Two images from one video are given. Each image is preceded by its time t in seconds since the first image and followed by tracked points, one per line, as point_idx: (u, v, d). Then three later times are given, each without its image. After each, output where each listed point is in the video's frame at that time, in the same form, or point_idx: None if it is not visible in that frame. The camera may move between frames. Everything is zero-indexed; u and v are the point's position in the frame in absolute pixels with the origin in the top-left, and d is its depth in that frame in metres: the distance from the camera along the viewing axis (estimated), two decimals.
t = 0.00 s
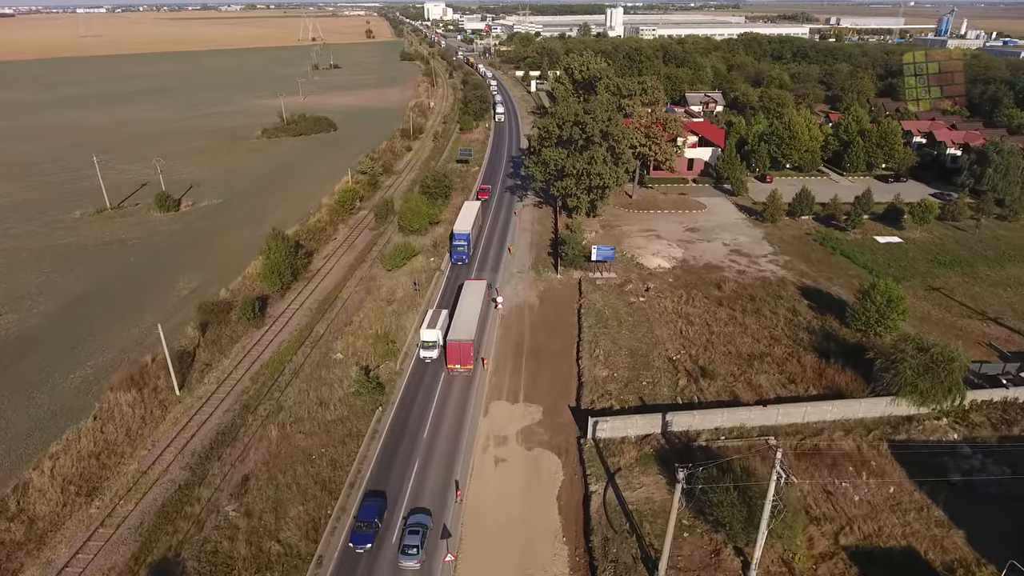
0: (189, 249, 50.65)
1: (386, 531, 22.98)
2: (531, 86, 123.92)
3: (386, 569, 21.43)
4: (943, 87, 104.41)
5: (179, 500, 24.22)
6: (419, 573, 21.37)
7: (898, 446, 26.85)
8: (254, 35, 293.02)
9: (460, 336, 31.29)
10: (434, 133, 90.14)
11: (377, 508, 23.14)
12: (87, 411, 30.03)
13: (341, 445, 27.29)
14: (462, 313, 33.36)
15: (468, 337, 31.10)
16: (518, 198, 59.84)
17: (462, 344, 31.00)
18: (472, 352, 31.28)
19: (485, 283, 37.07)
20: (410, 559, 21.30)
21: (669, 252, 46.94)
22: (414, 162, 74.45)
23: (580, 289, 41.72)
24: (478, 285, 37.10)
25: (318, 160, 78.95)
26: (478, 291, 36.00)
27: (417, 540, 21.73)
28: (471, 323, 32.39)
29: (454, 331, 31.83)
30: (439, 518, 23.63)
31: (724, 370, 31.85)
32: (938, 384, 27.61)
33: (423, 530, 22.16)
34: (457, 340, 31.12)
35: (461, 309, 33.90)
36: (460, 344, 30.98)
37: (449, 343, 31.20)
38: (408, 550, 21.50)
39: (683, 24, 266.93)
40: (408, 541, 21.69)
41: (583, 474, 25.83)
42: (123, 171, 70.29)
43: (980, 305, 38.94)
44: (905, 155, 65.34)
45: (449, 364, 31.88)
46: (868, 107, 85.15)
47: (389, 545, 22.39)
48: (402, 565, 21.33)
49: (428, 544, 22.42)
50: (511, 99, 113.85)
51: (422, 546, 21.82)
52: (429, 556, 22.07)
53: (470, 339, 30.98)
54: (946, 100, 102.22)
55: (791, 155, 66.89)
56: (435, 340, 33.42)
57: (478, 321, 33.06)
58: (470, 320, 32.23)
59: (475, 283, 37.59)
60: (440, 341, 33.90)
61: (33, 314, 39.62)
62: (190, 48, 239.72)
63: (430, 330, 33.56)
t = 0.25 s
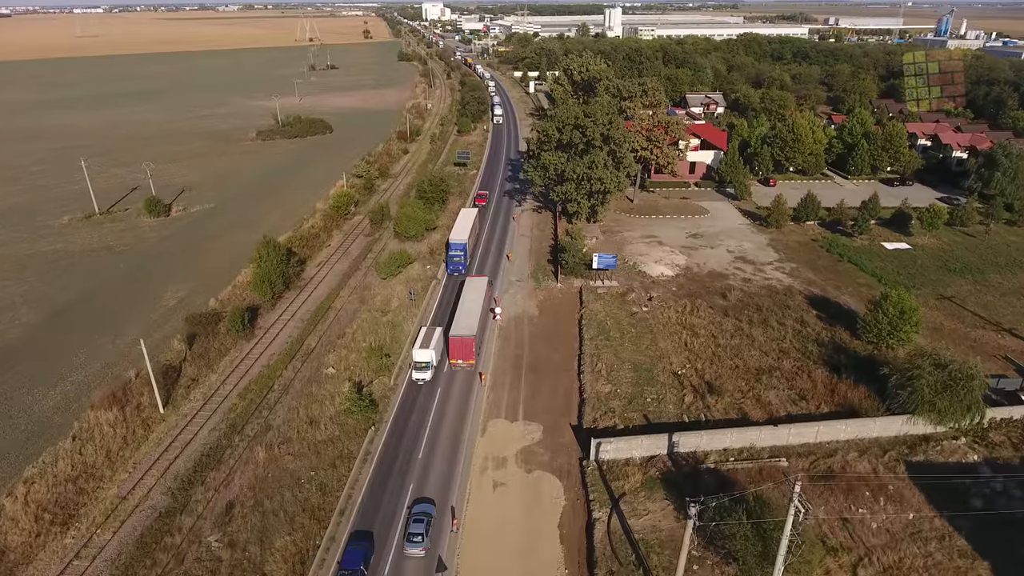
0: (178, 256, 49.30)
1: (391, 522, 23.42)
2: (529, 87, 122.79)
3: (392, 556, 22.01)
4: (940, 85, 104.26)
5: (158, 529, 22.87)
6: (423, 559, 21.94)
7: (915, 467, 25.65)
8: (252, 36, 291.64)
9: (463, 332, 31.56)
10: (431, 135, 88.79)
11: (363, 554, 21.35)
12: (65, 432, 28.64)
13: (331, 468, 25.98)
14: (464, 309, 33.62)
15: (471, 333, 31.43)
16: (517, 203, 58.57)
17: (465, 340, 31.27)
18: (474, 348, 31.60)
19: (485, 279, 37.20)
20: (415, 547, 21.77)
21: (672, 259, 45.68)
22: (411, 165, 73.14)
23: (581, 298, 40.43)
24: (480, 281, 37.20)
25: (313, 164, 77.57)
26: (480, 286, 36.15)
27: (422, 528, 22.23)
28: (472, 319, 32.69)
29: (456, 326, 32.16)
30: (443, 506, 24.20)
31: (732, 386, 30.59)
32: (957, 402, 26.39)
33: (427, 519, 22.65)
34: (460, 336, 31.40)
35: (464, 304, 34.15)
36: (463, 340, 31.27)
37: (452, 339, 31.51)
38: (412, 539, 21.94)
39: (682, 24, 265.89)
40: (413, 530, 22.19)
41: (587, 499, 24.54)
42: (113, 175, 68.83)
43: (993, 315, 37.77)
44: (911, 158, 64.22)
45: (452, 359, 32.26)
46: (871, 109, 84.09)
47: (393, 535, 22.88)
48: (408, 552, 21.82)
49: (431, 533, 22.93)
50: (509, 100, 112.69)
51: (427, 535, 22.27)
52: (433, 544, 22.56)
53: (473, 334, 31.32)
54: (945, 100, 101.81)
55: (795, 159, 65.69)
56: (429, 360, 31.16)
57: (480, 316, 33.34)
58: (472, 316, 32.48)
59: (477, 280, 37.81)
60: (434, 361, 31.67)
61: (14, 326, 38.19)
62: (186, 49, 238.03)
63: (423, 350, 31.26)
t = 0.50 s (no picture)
0: (168, 263, 48.01)
1: (397, 511, 23.86)
2: (528, 88, 121.59)
3: (398, 543, 22.48)
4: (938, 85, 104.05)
5: (136, 562, 21.61)
6: (429, 546, 22.41)
7: (934, 492, 24.41)
8: (249, 36, 290.21)
9: (465, 327, 32.15)
10: (428, 137, 87.54)
11: None
12: (42, 454, 27.26)
13: (321, 493, 24.71)
14: (466, 303, 34.19)
15: (473, 328, 31.98)
16: (515, 207, 57.34)
17: (467, 335, 31.85)
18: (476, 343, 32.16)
19: (486, 275, 37.72)
20: (421, 534, 22.25)
21: (675, 267, 44.43)
22: (408, 168, 71.85)
23: (582, 308, 39.16)
24: (482, 277, 37.68)
25: (308, 166, 76.20)
26: (481, 281, 36.66)
27: (427, 516, 22.70)
28: (475, 314, 33.21)
29: (459, 322, 32.70)
30: (447, 496, 24.65)
31: (740, 403, 29.34)
32: (978, 422, 25.15)
33: (432, 507, 23.12)
34: (462, 331, 31.98)
35: (466, 299, 34.69)
36: (465, 335, 31.87)
37: (454, 334, 32.07)
38: (418, 526, 22.43)
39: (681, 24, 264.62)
40: (418, 518, 22.66)
41: (590, 527, 23.25)
42: (104, 179, 67.45)
43: (1008, 325, 36.58)
44: (917, 161, 63.14)
45: (454, 354, 32.82)
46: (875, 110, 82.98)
47: (399, 524, 23.29)
48: (414, 540, 22.30)
49: (436, 522, 23.36)
50: (508, 102, 111.53)
51: (431, 523, 22.78)
52: (438, 532, 23.01)
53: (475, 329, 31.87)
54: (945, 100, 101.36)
55: (799, 162, 64.51)
56: (422, 383, 29.49)
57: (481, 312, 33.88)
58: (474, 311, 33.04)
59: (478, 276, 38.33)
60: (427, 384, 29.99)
61: None
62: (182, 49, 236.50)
63: (415, 372, 29.56)
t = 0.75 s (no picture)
0: (158, 271, 46.72)
1: (401, 499, 24.38)
2: (527, 89, 120.49)
3: (403, 530, 23.03)
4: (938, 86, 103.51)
5: None
6: (433, 534, 22.93)
7: (957, 520, 23.15)
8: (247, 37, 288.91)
9: (467, 322, 32.39)
10: (426, 140, 86.27)
11: None
12: (17, 479, 25.90)
13: (310, 521, 23.43)
14: (468, 300, 34.37)
15: (475, 323, 32.17)
16: (514, 212, 56.03)
17: (469, 329, 32.06)
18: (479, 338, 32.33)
19: (487, 272, 38.00)
20: (425, 521, 22.81)
21: (679, 275, 43.16)
22: (405, 172, 70.61)
23: (583, 319, 37.82)
24: (483, 274, 37.84)
25: (303, 170, 74.83)
26: (483, 278, 36.96)
27: (431, 505, 23.23)
28: (477, 309, 33.37)
29: (461, 317, 32.90)
30: (450, 486, 25.19)
31: (750, 422, 28.06)
32: (1002, 444, 23.88)
33: (436, 496, 23.66)
34: (464, 326, 32.21)
35: (468, 295, 34.96)
36: (467, 329, 32.09)
37: (457, 328, 32.28)
38: (422, 514, 22.95)
39: (681, 24, 263.66)
40: (422, 506, 23.19)
41: (594, 558, 21.93)
42: (94, 183, 66.09)
43: None
44: (923, 165, 62.20)
45: (456, 350, 33.00)
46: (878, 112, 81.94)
47: (403, 512, 23.79)
48: (418, 527, 22.85)
49: (441, 515, 23.77)
50: (507, 103, 110.55)
51: (435, 511, 23.28)
52: (442, 520, 23.57)
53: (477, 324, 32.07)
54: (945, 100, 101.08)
55: (804, 165, 63.27)
56: (414, 410, 27.50)
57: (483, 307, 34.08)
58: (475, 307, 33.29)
59: (480, 273, 38.44)
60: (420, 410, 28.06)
61: None
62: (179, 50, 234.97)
63: (406, 398, 27.56)
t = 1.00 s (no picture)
0: (146, 279, 45.37)
1: (406, 487, 24.91)
2: (526, 90, 119.42)
3: (409, 517, 23.54)
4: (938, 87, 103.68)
5: None
6: (437, 522, 23.41)
7: (983, 550, 21.87)
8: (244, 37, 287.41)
9: (469, 317, 32.78)
10: (423, 142, 84.92)
11: None
12: None
13: (297, 552, 22.10)
14: (470, 296, 34.83)
15: (477, 319, 32.58)
16: (514, 217, 54.72)
17: (471, 324, 32.45)
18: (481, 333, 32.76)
19: (489, 268, 38.46)
20: (430, 509, 23.27)
21: (683, 283, 41.88)
22: (401, 175, 69.36)
23: (585, 330, 36.51)
24: (484, 271, 38.23)
25: (298, 173, 73.48)
26: (485, 275, 37.46)
27: (436, 493, 23.72)
28: (479, 305, 33.79)
29: (463, 312, 33.29)
30: (454, 476, 25.65)
31: (760, 442, 26.81)
32: None
33: (440, 484, 24.17)
34: (467, 321, 32.59)
35: (470, 290, 35.37)
36: (469, 325, 32.47)
37: (459, 324, 32.70)
38: (427, 502, 23.45)
39: (679, 24, 262.68)
40: (427, 494, 23.69)
41: None
42: (84, 188, 64.66)
43: None
44: (931, 168, 60.93)
45: (459, 345, 33.42)
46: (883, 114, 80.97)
47: (408, 500, 24.31)
48: (423, 515, 23.32)
49: (445, 502, 24.29)
50: (506, 104, 109.74)
51: (440, 499, 23.78)
52: (446, 508, 24.04)
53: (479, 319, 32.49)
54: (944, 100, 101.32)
55: (809, 168, 61.96)
56: (406, 441, 25.63)
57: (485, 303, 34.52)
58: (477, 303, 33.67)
59: (481, 269, 38.78)
60: (411, 440, 26.21)
61: None
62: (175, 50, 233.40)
63: (396, 428, 25.65)
